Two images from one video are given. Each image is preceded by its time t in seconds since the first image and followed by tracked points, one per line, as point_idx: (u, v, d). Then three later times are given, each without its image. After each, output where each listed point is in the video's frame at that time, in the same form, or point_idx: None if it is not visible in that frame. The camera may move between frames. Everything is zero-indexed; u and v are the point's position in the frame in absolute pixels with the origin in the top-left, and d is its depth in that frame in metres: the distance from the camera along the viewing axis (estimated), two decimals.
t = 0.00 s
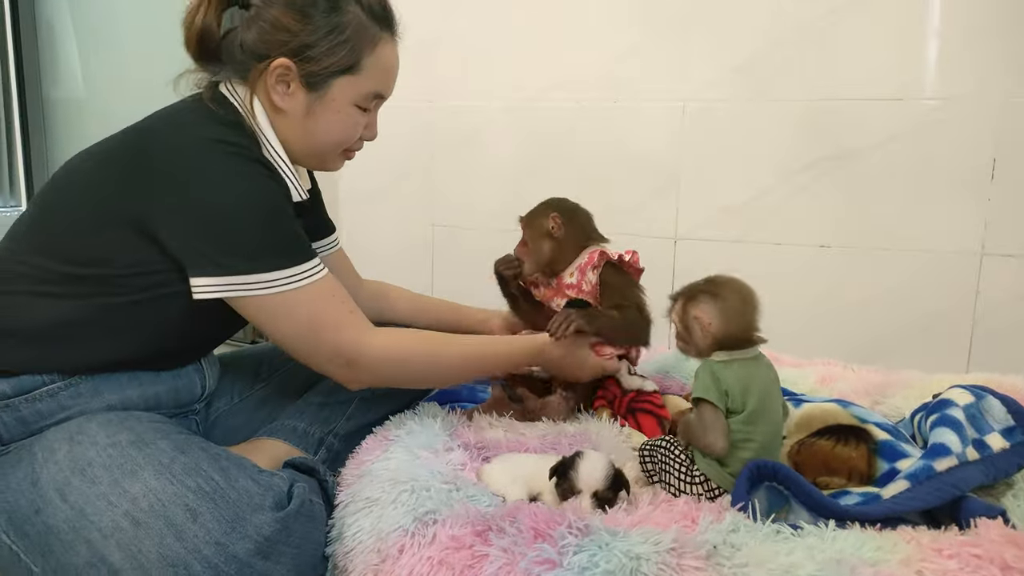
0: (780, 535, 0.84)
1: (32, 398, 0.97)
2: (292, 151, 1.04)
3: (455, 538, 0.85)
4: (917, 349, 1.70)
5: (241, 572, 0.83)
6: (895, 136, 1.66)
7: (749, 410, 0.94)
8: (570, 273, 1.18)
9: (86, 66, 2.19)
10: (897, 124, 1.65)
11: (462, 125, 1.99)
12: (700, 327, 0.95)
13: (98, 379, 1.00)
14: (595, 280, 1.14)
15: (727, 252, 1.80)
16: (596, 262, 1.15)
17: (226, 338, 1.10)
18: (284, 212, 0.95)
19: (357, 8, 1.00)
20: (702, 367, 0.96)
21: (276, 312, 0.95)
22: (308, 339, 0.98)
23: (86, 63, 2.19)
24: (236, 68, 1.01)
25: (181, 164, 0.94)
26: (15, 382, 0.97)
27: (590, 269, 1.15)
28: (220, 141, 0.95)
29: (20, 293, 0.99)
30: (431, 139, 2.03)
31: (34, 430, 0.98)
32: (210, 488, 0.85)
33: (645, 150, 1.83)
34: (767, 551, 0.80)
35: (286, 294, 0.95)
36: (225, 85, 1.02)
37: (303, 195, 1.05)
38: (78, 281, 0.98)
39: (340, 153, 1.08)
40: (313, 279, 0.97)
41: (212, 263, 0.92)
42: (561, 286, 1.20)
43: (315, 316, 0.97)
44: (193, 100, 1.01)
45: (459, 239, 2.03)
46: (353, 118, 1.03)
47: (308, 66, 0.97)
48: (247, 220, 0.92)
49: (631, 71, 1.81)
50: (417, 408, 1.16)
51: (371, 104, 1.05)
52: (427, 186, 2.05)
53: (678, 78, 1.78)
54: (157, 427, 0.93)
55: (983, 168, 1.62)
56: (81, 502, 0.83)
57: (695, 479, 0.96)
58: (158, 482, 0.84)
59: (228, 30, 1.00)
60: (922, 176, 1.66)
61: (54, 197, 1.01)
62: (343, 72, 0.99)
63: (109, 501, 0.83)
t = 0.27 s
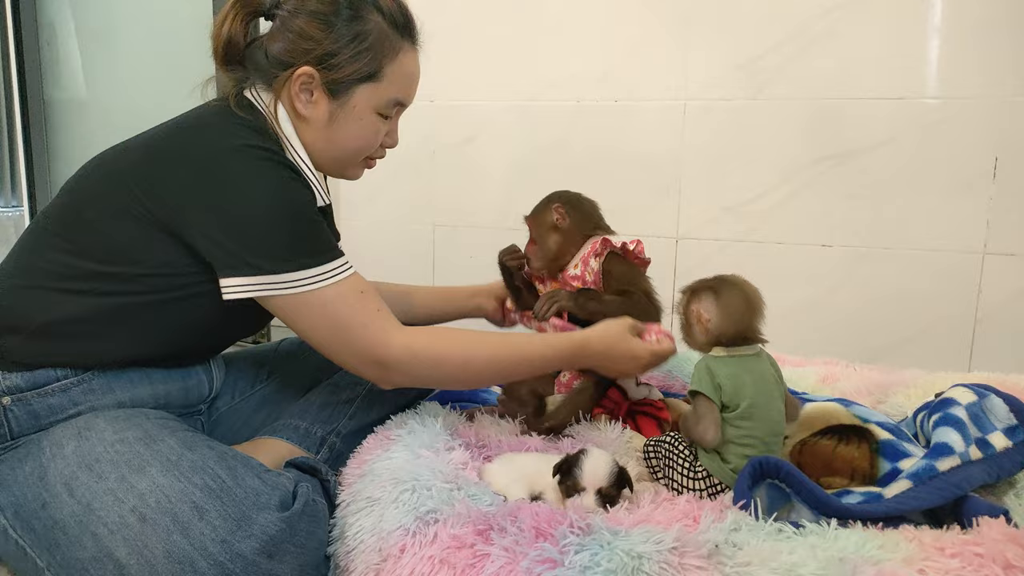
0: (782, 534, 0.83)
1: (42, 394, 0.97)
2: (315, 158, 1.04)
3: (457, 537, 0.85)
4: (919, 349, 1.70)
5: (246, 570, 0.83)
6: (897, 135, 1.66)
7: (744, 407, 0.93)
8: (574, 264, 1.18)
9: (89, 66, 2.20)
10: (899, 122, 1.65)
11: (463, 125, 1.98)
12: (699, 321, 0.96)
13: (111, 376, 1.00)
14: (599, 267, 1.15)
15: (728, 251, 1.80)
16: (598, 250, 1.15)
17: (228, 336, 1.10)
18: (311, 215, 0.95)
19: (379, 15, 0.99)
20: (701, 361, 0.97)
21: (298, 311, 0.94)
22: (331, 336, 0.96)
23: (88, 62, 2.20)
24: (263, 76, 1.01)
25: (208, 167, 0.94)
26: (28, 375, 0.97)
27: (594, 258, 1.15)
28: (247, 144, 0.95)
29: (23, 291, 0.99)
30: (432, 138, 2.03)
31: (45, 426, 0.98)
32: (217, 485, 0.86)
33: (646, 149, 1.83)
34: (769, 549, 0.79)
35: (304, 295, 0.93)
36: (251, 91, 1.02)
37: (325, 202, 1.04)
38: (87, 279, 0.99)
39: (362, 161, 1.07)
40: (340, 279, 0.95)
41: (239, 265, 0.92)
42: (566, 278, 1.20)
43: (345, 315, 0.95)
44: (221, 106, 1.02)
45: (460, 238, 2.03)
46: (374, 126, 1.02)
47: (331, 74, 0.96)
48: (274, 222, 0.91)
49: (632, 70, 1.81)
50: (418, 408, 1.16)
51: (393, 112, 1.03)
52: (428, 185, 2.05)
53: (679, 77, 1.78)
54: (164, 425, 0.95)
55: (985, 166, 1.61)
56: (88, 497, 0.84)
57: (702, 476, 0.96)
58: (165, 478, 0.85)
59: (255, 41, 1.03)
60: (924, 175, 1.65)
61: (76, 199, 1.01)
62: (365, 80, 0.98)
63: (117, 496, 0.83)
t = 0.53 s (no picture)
0: (783, 535, 0.83)
1: (43, 397, 0.97)
2: (316, 162, 1.04)
3: (457, 538, 0.85)
4: (920, 350, 1.70)
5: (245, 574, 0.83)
6: (898, 136, 1.66)
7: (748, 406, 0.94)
8: (576, 273, 1.20)
9: (89, 67, 2.20)
10: (900, 124, 1.65)
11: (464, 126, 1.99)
12: (721, 324, 0.97)
13: (112, 380, 1.00)
14: (604, 279, 1.16)
15: (729, 252, 1.80)
16: (603, 261, 1.15)
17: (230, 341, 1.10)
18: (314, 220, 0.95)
19: (379, 15, 0.99)
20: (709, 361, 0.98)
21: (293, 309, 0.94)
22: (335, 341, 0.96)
23: (89, 63, 2.20)
24: (261, 81, 1.01)
25: (210, 171, 0.94)
26: (30, 380, 0.98)
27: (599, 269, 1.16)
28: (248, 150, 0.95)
29: (23, 293, 0.99)
30: (432, 139, 2.03)
31: (46, 428, 0.99)
32: (216, 489, 0.86)
33: (647, 150, 1.83)
34: (769, 551, 0.80)
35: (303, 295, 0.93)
36: (250, 95, 1.02)
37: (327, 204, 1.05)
38: (90, 282, 0.99)
39: (363, 162, 1.07)
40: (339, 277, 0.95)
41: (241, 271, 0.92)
42: (568, 286, 1.21)
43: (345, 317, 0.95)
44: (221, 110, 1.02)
45: (461, 240, 2.03)
46: (375, 128, 1.02)
47: (331, 78, 0.97)
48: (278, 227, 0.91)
49: (633, 71, 1.81)
50: (418, 410, 1.16)
51: (394, 113, 1.04)
52: (429, 187, 2.05)
53: (680, 78, 1.78)
54: (164, 428, 0.94)
55: (985, 167, 1.61)
56: (86, 500, 0.84)
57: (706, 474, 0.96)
58: (164, 482, 0.85)
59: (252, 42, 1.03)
60: (924, 176, 1.65)
61: (76, 201, 1.00)
62: (366, 83, 0.98)
63: (115, 500, 0.84)
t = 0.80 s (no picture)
0: (787, 536, 0.83)
1: (49, 398, 0.97)
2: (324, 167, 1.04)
3: (462, 538, 0.85)
4: (925, 350, 1.70)
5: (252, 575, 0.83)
6: (902, 137, 1.66)
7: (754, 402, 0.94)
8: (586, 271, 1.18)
9: (93, 67, 2.20)
10: (903, 124, 1.65)
11: (466, 127, 1.99)
12: (734, 325, 0.97)
13: (115, 382, 1.00)
14: (614, 279, 1.14)
15: (732, 253, 1.80)
16: (615, 261, 1.14)
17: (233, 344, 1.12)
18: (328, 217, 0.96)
19: (381, 16, 0.99)
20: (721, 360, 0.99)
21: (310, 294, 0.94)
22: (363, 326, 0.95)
23: (93, 63, 2.20)
24: (266, 87, 1.01)
25: (218, 173, 0.95)
26: (33, 382, 0.98)
27: (610, 269, 1.15)
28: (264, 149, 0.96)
29: (30, 294, 1.00)
30: (435, 139, 2.03)
31: (49, 431, 0.98)
32: (222, 490, 0.86)
33: (650, 150, 1.83)
34: (774, 552, 0.80)
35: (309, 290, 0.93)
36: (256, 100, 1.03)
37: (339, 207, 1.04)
38: (97, 283, 0.99)
39: (373, 166, 1.06)
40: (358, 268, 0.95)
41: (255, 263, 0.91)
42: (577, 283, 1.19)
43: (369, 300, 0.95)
44: (229, 114, 1.02)
45: (465, 240, 2.03)
46: (382, 131, 1.02)
47: (335, 81, 0.97)
48: (293, 219, 0.92)
49: (636, 71, 1.81)
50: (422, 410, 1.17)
51: (401, 116, 1.03)
52: (432, 187, 2.05)
53: (684, 78, 1.78)
54: (169, 428, 0.95)
55: (989, 167, 1.61)
56: (93, 502, 0.84)
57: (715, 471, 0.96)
58: (171, 483, 0.86)
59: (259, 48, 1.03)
60: (928, 176, 1.65)
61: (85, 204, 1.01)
62: (370, 85, 0.98)
63: (122, 501, 0.84)
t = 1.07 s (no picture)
0: (788, 537, 0.83)
1: (59, 393, 0.98)
2: (339, 177, 1.05)
3: (462, 540, 0.85)
4: (925, 352, 1.69)
5: None
6: (902, 139, 1.66)
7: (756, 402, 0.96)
8: (598, 274, 1.17)
9: (94, 67, 2.20)
10: (904, 126, 1.65)
11: (467, 128, 1.99)
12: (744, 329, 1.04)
13: (123, 381, 1.01)
14: (627, 288, 1.12)
15: (733, 254, 1.80)
16: (630, 267, 1.13)
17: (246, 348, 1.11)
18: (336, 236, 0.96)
19: (403, 31, 1.00)
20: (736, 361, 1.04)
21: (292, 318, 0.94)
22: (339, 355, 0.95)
23: (94, 63, 2.20)
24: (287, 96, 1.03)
25: (230, 181, 0.95)
26: (43, 375, 0.98)
27: (625, 276, 1.13)
28: (278, 159, 0.97)
29: (35, 291, 1.00)
30: (436, 141, 2.03)
31: (58, 426, 0.99)
32: (227, 489, 0.86)
33: (651, 151, 1.83)
34: (774, 554, 0.80)
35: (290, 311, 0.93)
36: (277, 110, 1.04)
37: (352, 217, 1.04)
38: (104, 283, 0.99)
39: (387, 178, 1.07)
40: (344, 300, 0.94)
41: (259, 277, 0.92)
42: (586, 287, 1.18)
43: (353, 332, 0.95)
44: (249, 121, 1.03)
45: (465, 241, 2.03)
46: (398, 142, 1.02)
47: (354, 92, 0.98)
48: (301, 235, 0.92)
49: (637, 72, 1.81)
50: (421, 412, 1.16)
51: (417, 128, 1.03)
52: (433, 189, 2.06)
53: (685, 79, 1.78)
54: (175, 426, 0.95)
55: (989, 169, 1.61)
56: (99, 498, 0.85)
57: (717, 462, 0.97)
58: (176, 481, 0.86)
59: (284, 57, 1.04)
60: (929, 178, 1.65)
61: (101, 204, 1.02)
62: (387, 97, 0.99)
63: (127, 499, 0.84)
